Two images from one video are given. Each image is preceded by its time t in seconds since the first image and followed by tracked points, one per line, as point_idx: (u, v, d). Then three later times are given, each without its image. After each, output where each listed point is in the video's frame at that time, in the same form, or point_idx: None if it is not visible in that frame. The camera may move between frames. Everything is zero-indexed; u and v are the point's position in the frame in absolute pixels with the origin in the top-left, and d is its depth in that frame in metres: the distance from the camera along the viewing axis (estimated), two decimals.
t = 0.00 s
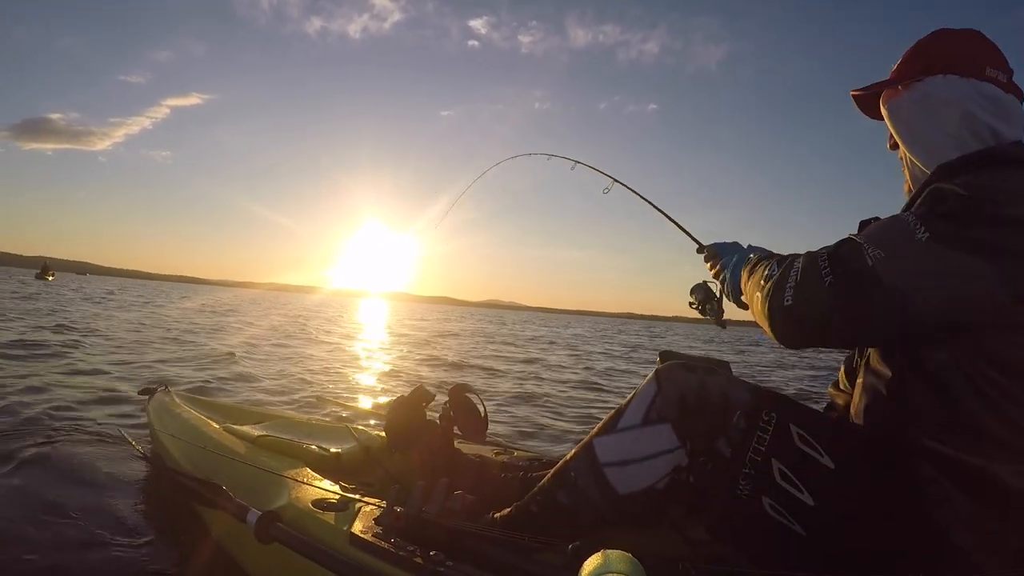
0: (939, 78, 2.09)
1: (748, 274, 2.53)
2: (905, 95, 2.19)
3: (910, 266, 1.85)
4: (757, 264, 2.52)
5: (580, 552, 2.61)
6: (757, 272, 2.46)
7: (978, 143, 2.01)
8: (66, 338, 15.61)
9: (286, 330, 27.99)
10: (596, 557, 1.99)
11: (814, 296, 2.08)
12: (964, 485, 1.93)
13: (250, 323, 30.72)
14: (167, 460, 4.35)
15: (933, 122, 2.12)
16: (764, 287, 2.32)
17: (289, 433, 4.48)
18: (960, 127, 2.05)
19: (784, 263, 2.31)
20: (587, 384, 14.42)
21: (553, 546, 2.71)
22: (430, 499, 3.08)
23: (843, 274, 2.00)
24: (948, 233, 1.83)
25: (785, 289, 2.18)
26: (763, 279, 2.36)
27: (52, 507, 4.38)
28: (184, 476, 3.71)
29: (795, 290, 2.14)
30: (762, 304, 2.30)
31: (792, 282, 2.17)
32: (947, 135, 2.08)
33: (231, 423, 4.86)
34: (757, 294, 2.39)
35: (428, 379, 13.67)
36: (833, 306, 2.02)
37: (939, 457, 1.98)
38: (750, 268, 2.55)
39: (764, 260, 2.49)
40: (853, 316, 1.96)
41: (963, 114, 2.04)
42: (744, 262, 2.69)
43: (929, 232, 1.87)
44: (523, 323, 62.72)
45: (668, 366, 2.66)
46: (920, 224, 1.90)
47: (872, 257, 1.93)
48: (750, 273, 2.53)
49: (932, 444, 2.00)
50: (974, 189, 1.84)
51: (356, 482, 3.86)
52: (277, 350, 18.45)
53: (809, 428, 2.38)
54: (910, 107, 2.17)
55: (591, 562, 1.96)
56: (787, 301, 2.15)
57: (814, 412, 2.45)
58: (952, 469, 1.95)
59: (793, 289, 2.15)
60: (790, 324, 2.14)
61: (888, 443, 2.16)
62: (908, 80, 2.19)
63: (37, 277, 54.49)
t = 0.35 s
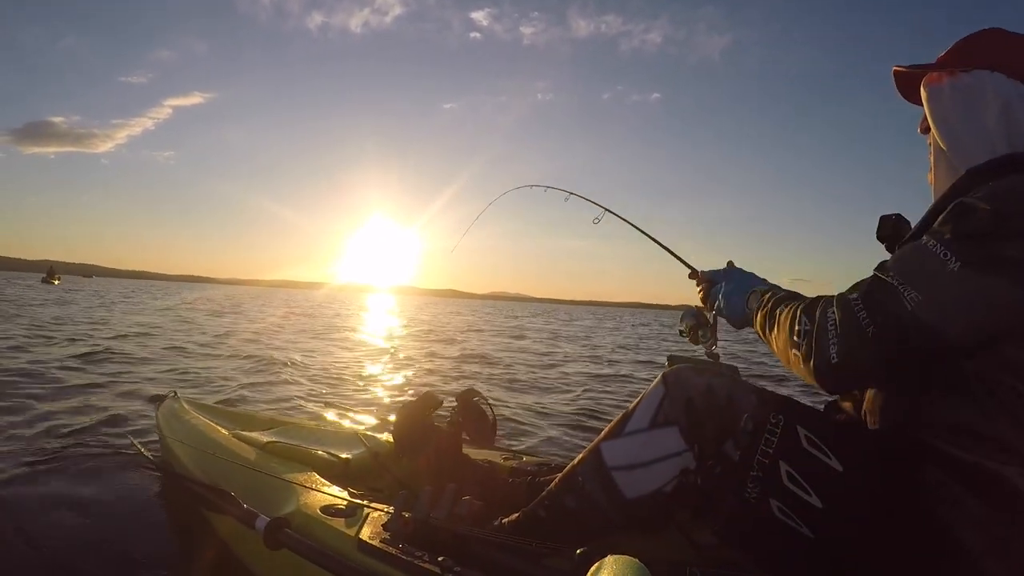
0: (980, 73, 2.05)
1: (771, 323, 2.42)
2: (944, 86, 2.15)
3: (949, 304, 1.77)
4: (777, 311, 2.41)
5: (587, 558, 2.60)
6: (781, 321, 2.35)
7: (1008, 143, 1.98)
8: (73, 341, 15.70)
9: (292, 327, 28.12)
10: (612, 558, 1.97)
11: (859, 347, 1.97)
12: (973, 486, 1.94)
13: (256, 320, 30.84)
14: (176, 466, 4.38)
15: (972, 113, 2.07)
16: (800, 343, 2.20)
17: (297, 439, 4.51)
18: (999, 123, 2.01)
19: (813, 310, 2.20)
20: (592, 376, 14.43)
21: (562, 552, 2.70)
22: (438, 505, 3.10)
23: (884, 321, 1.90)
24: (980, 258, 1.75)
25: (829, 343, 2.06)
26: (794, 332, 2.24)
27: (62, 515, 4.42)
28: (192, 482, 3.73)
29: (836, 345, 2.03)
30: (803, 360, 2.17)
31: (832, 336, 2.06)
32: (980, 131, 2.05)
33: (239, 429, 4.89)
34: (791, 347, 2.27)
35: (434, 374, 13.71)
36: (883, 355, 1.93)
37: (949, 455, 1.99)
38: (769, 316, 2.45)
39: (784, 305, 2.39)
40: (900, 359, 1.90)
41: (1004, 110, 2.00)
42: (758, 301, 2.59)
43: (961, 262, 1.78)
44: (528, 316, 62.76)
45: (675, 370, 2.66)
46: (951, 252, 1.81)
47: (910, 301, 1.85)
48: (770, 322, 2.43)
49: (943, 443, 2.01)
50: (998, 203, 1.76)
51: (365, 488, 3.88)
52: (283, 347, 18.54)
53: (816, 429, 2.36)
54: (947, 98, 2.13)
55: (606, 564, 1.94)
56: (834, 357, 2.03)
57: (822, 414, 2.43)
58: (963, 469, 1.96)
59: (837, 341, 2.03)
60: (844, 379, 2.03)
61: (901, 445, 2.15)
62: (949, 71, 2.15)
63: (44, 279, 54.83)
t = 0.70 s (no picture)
0: (986, 73, 2.04)
1: (786, 328, 2.24)
2: (951, 86, 2.13)
3: (979, 317, 1.73)
4: (793, 313, 2.21)
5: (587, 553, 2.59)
6: (798, 328, 2.17)
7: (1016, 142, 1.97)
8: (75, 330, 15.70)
9: (294, 318, 28.12)
10: (610, 553, 1.94)
11: (889, 363, 1.89)
12: (976, 482, 1.94)
13: (258, 311, 30.86)
14: (175, 459, 4.37)
15: (982, 115, 2.06)
16: (823, 355, 2.04)
17: (297, 433, 4.50)
18: (1008, 123, 2.00)
19: (837, 320, 2.04)
20: (594, 370, 14.43)
21: (561, 546, 2.70)
22: (439, 499, 3.08)
23: (914, 336, 1.84)
24: (1004, 267, 1.71)
25: (859, 361, 1.94)
26: (815, 343, 2.08)
27: (62, 508, 4.42)
28: (193, 475, 3.72)
29: (867, 359, 1.92)
30: (826, 376, 2.03)
31: (861, 353, 1.93)
32: (987, 131, 2.04)
33: (239, 422, 4.88)
34: (810, 360, 2.11)
35: (436, 366, 13.72)
36: (914, 371, 1.87)
37: (955, 451, 1.98)
38: (783, 319, 2.26)
39: (800, 307, 2.20)
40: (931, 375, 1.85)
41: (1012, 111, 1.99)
42: (768, 300, 2.39)
43: (985, 272, 1.74)
44: (530, 309, 62.77)
45: (676, 363, 2.63)
46: (973, 262, 1.77)
47: (940, 315, 1.79)
48: (785, 327, 2.25)
49: (947, 439, 1.99)
50: (1016, 210, 1.73)
51: (364, 481, 3.87)
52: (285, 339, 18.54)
53: (817, 422, 2.34)
54: (954, 99, 2.12)
55: (601, 562, 1.91)
56: (866, 375, 1.92)
57: (824, 408, 2.41)
58: (967, 466, 1.95)
59: (868, 359, 1.92)
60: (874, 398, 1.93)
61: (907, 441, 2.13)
62: (958, 71, 2.14)
63: (47, 268, 54.87)
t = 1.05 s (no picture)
0: (978, 82, 2.12)
1: (794, 316, 2.23)
2: (950, 100, 2.23)
3: (989, 313, 1.70)
4: (802, 302, 2.20)
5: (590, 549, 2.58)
6: (806, 319, 2.16)
7: (1013, 143, 2.02)
8: (78, 330, 15.73)
9: (298, 317, 28.12)
10: (615, 549, 1.95)
11: (898, 359, 1.87)
12: (981, 477, 1.94)
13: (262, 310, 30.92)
14: (180, 455, 4.39)
15: (981, 121, 2.12)
16: (832, 347, 2.03)
17: (301, 428, 4.51)
18: (1006, 126, 2.04)
19: (847, 313, 2.03)
20: (597, 367, 14.42)
21: (564, 541, 2.69)
22: (443, 495, 3.09)
23: (925, 333, 1.81)
24: (1015, 265, 1.69)
25: (867, 356, 1.93)
26: (824, 335, 2.07)
27: (67, 505, 4.44)
28: (197, 470, 3.74)
29: (876, 354, 1.90)
30: (835, 369, 2.02)
31: (870, 347, 1.92)
32: (986, 136, 2.10)
33: (242, 418, 4.89)
34: (819, 352, 2.10)
35: (439, 364, 13.72)
36: (925, 368, 1.84)
37: (960, 447, 1.97)
38: (792, 307, 2.25)
39: (810, 297, 2.18)
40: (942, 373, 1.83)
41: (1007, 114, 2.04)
42: (776, 288, 2.37)
43: (995, 269, 1.72)
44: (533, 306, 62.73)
45: (679, 357, 2.63)
46: (983, 259, 1.75)
47: (950, 311, 1.77)
48: (793, 314, 2.23)
49: (952, 434, 1.98)
50: None
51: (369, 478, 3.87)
52: (290, 337, 18.59)
53: (821, 418, 2.33)
54: (954, 110, 2.21)
55: (604, 558, 1.91)
56: (874, 370, 1.91)
57: (828, 405, 2.40)
58: (973, 462, 1.94)
59: (878, 355, 1.91)
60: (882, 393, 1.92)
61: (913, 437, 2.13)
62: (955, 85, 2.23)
63: (53, 268, 55.06)
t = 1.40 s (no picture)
0: (978, 86, 2.13)
1: (803, 311, 2.22)
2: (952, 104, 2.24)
3: (1000, 318, 1.70)
4: (813, 297, 2.18)
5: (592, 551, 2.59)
6: (817, 316, 2.15)
7: (1016, 144, 2.02)
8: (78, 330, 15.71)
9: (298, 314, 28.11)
10: (617, 551, 1.95)
11: (909, 362, 1.87)
12: (981, 478, 1.94)
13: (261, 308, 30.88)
14: (181, 457, 4.39)
15: (984, 124, 2.13)
16: (841, 347, 2.03)
17: (303, 430, 4.51)
18: (1008, 127, 2.05)
19: (857, 312, 2.02)
20: (597, 364, 14.41)
21: (566, 543, 2.70)
22: (445, 497, 3.09)
23: (935, 337, 1.81)
24: None
25: (878, 359, 1.92)
26: (835, 335, 2.06)
27: (67, 507, 4.44)
28: (199, 472, 3.74)
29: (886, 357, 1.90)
30: (843, 370, 2.02)
31: (880, 349, 1.92)
32: (988, 139, 2.11)
33: (244, 420, 4.90)
34: (829, 351, 2.10)
35: (439, 361, 13.72)
36: (934, 373, 1.84)
37: (962, 448, 1.97)
38: (802, 301, 2.23)
39: (822, 293, 2.16)
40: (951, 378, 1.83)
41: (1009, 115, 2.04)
42: (788, 276, 2.33)
43: (1005, 273, 1.72)
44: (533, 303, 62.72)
45: (682, 359, 2.63)
46: (992, 263, 1.75)
47: (961, 315, 1.77)
48: (804, 308, 2.22)
49: (954, 436, 1.98)
50: None
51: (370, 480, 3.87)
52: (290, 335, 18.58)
53: (823, 420, 2.33)
54: (956, 114, 2.22)
55: (605, 559, 1.91)
56: (884, 374, 1.91)
57: (830, 406, 2.40)
58: (974, 463, 1.95)
59: (887, 359, 1.91)
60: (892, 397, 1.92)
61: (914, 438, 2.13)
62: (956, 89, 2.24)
63: (53, 267, 55.05)
